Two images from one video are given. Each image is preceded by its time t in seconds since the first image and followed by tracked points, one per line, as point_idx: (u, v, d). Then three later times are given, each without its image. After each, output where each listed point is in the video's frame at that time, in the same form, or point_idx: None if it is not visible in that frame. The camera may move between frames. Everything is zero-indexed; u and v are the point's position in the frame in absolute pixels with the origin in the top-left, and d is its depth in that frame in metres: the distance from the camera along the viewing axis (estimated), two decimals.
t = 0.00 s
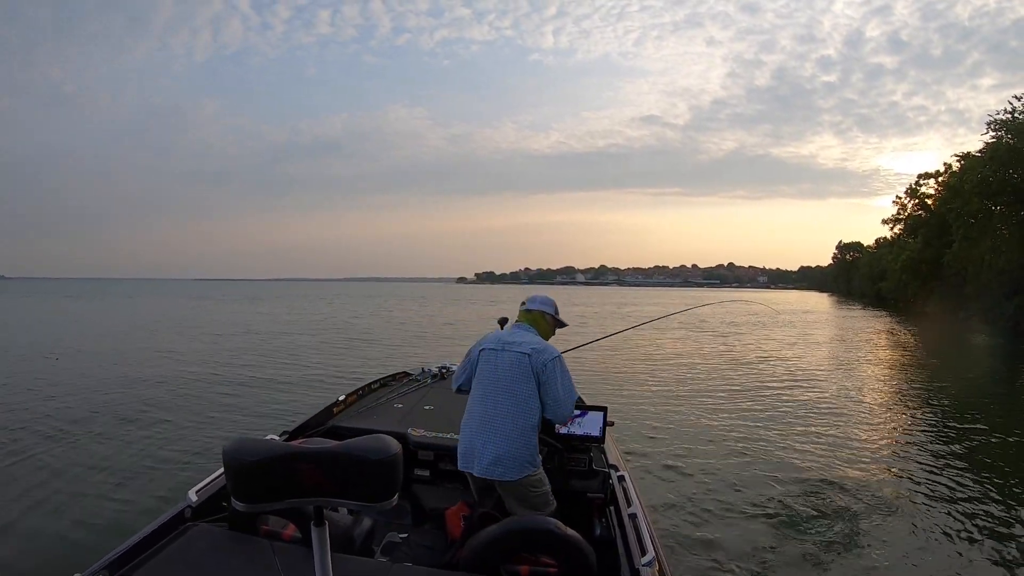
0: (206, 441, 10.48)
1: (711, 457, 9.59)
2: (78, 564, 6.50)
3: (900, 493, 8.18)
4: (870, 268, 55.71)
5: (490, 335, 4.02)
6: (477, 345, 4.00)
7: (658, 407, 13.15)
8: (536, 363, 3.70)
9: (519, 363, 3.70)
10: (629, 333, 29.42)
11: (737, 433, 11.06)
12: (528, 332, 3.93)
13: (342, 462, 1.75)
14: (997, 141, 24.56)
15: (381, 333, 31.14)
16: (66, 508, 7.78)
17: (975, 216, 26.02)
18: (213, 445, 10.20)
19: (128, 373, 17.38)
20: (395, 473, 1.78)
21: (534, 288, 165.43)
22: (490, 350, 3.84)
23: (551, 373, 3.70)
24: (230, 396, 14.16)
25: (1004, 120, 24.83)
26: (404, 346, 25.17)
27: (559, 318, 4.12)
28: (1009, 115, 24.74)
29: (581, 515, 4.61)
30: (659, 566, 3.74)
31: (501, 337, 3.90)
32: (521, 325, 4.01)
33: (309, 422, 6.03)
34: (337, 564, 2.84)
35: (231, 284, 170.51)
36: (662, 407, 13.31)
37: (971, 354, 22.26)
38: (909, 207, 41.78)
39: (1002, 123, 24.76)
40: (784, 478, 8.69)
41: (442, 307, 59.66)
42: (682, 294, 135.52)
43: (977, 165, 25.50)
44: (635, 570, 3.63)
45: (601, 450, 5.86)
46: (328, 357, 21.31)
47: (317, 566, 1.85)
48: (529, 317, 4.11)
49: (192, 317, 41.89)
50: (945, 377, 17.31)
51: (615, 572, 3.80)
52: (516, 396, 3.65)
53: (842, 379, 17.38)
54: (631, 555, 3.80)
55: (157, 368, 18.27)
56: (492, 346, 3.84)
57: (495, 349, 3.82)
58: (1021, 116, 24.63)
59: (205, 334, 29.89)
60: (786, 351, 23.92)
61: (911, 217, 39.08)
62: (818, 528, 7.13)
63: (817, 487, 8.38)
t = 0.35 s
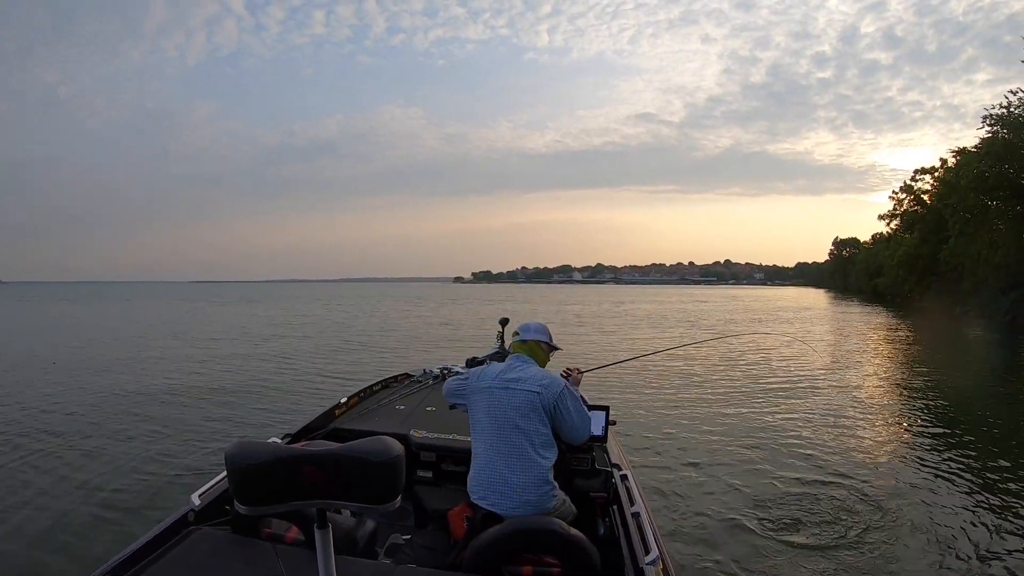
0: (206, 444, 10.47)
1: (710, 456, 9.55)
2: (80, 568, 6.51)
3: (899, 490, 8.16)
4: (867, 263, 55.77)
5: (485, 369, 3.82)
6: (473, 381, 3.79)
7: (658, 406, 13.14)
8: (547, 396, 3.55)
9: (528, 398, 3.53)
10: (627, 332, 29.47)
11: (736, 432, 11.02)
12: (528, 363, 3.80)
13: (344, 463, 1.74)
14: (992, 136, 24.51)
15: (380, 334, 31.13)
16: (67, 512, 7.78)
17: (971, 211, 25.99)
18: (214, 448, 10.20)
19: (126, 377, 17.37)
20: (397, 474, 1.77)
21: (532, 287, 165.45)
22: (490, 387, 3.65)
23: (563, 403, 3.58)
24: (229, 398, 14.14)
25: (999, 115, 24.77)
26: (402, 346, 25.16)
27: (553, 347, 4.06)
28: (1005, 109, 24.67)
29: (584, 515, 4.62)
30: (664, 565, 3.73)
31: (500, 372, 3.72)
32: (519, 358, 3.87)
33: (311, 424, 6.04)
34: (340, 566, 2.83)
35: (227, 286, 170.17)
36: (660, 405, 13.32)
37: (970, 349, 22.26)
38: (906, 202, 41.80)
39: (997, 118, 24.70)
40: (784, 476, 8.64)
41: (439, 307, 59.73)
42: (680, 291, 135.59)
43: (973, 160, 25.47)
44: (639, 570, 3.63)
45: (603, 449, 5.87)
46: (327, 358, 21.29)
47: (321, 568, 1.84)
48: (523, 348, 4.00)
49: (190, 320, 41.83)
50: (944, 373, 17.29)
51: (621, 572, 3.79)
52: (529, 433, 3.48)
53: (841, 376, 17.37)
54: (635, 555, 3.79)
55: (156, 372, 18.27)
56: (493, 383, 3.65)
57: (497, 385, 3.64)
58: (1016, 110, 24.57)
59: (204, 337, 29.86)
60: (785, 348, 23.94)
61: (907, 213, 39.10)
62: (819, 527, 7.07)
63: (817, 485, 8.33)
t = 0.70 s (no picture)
0: (207, 445, 10.44)
1: (710, 457, 9.56)
2: (82, 569, 6.49)
3: (900, 490, 8.19)
4: (863, 264, 55.94)
5: (488, 438, 3.38)
6: (475, 453, 3.37)
7: (657, 407, 13.15)
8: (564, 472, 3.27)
9: (544, 479, 3.24)
10: (624, 333, 29.52)
11: (734, 433, 10.99)
12: (538, 432, 3.35)
13: (346, 464, 1.74)
14: (989, 137, 24.57)
15: (378, 335, 31.09)
16: (67, 514, 7.75)
17: (968, 212, 26.07)
18: (214, 449, 10.17)
19: (123, 379, 17.29)
20: (401, 474, 1.76)
21: (528, 288, 165.47)
22: (497, 466, 3.30)
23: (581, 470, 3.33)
24: (228, 399, 14.10)
25: (995, 115, 24.83)
26: (401, 347, 25.11)
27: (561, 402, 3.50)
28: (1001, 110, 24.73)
29: (589, 512, 4.62)
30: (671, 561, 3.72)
31: (506, 446, 3.31)
32: (527, 424, 3.39)
33: (315, 424, 6.04)
34: (347, 567, 2.83)
35: (223, 287, 169.76)
36: (659, 406, 13.33)
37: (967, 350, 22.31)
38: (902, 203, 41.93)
39: (993, 119, 24.76)
40: (784, 477, 8.66)
41: (437, 308, 59.80)
42: (676, 292, 135.82)
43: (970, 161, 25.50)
44: (645, 565, 3.62)
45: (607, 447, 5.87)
46: (325, 359, 21.22)
47: (327, 570, 1.85)
48: (528, 408, 3.43)
49: (186, 321, 41.65)
50: (943, 374, 17.33)
51: (627, 568, 3.79)
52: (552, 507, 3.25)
53: (840, 376, 17.40)
54: (641, 551, 3.78)
55: (154, 372, 18.23)
56: (501, 462, 3.28)
57: (505, 465, 3.28)
58: (1012, 111, 24.63)
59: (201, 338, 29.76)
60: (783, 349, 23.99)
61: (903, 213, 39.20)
62: (821, 529, 7.07)
63: (818, 486, 8.35)
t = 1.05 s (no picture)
0: (203, 444, 10.39)
1: (707, 458, 9.60)
2: (77, 568, 6.45)
3: (896, 493, 8.23)
4: (857, 267, 56.22)
5: (512, 452, 3.16)
6: (496, 463, 3.20)
7: (654, 408, 13.17)
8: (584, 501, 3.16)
9: (561, 509, 3.09)
10: (620, 334, 29.54)
11: (732, 436, 10.95)
12: (563, 455, 3.14)
13: (345, 462, 1.73)
14: (983, 141, 24.73)
15: (374, 336, 31.04)
16: (63, 513, 7.70)
17: (961, 215, 26.24)
18: (211, 448, 10.11)
19: (118, 379, 17.19)
20: (400, 472, 1.75)
21: (523, 290, 165.48)
22: (515, 485, 3.12)
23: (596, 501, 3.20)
24: (224, 400, 14.04)
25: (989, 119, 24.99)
26: (397, 349, 25.07)
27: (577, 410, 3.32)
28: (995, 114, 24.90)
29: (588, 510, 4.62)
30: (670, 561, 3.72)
31: (528, 465, 3.09)
32: (551, 445, 3.15)
33: (315, 422, 6.04)
34: (347, 565, 2.81)
35: (217, 288, 169.04)
36: (656, 408, 13.32)
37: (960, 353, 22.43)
38: (896, 206, 42.16)
39: (988, 123, 24.93)
40: (780, 479, 8.70)
41: (432, 309, 59.74)
42: (671, 294, 136.07)
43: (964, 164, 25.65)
44: (645, 565, 3.62)
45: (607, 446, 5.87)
46: (321, 360, 21.16)
47: (326, 569, 1.83)
48: (553, 426, 3.15)
49: (180, 322, 41.46)
50: (937, 376, 17.41)
51: (625, 568, 3.80)
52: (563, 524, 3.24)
53: (835, 379, 17.46)
54: (640, 550, 3.77)
55: (148, 373, 18.13)
56: (520, 481, 3.10)
57: (524, 485, 3.10)
58: (1006, 115, 24.80)
59: (196, 338, 29.63)
60: (778, 351, 24.08)
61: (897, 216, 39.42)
62: (816, 530, 7.11)
63: (814, 487, 8.40)
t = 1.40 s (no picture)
0: (200, 445, 10.34)
1: (703, 460, 9.60)
2: (73, 569, 6.42)
3: (891, 494, 8.23)
4: (851, 268, 56.48)
5: (533, 455, 3.14)
6: (513, 465, 3.16)
7: (652, 409, 13.18)
8: (595, 513, 3.14)
9: (574, 519, 3.11)
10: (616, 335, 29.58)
11: (726, 437, 10.96)
12: (583, 464, 3.11)
13: (344, 462, 1.72)
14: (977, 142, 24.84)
15: (371, 337, 31.03)
16: (60, 513, 7.67)
17: (955, 216, 26.37)
18: (207, 449, 10.07)
19: (113, 379, 17.08)
20: (399, 473, 1.75)
21: (519, 292, 165.68)
22: (534, 491, 3.12)
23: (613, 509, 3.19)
24: (221, 400, 13.98)
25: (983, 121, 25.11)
26: (393, 350, 25.05)
27: (525, 405, 3.39)
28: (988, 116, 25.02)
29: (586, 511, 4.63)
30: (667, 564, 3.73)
31: (548, 473, 3.10)
32: (573, 451, 3.13)
33: (313, 421, 6.02)
34: (345, 566, 2.80)
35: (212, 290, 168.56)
36: (652, 409, 13.34)
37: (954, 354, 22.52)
38: (890, 207, 42.36)
39: (981, 124, 25.05)
40: (775, 480, 8.70)
41: (429, 310, 59.68)
42: (666, 296, 136.54)
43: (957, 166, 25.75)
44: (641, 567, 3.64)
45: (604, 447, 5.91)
46: (317, 361, 21.10)
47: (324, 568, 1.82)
48: (579, 431, 3.10)
49: (175, 323, 41.33)
50: (931, 377, 17.48)
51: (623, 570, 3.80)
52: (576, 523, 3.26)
53: (830, 380, 17.52)
54: (637, 551, 3.80)
55: (144, 373, 18.06)
56: (538, 488, 3.11)
57: (541, 492, 3.11)
58: (999, 117, 24.91)
59: (192, 339, 29.52)
60: (773, 352, 24.16)
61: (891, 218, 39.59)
62: (812, 531, 7.11)
63: (810, 489, 8.39)
